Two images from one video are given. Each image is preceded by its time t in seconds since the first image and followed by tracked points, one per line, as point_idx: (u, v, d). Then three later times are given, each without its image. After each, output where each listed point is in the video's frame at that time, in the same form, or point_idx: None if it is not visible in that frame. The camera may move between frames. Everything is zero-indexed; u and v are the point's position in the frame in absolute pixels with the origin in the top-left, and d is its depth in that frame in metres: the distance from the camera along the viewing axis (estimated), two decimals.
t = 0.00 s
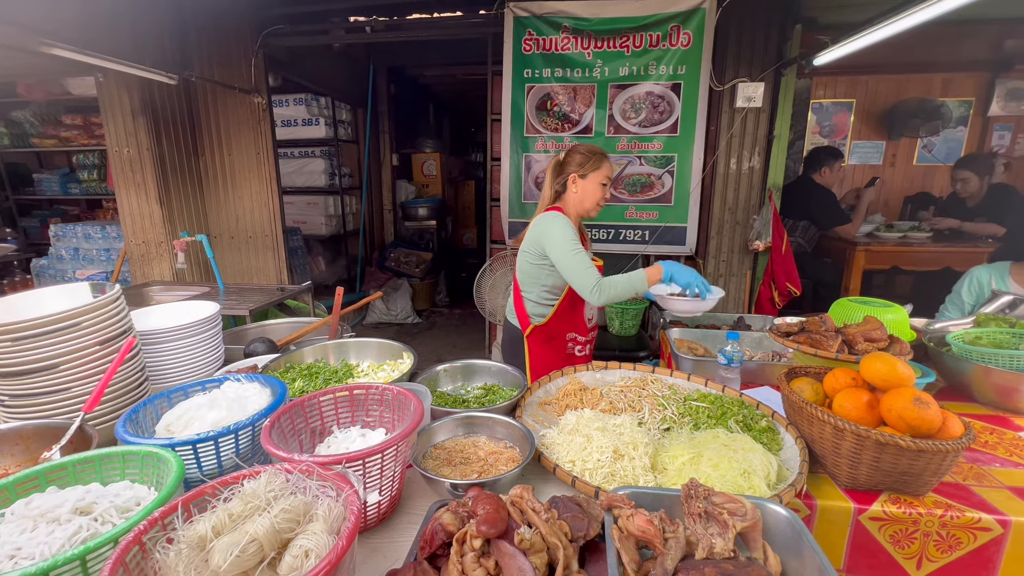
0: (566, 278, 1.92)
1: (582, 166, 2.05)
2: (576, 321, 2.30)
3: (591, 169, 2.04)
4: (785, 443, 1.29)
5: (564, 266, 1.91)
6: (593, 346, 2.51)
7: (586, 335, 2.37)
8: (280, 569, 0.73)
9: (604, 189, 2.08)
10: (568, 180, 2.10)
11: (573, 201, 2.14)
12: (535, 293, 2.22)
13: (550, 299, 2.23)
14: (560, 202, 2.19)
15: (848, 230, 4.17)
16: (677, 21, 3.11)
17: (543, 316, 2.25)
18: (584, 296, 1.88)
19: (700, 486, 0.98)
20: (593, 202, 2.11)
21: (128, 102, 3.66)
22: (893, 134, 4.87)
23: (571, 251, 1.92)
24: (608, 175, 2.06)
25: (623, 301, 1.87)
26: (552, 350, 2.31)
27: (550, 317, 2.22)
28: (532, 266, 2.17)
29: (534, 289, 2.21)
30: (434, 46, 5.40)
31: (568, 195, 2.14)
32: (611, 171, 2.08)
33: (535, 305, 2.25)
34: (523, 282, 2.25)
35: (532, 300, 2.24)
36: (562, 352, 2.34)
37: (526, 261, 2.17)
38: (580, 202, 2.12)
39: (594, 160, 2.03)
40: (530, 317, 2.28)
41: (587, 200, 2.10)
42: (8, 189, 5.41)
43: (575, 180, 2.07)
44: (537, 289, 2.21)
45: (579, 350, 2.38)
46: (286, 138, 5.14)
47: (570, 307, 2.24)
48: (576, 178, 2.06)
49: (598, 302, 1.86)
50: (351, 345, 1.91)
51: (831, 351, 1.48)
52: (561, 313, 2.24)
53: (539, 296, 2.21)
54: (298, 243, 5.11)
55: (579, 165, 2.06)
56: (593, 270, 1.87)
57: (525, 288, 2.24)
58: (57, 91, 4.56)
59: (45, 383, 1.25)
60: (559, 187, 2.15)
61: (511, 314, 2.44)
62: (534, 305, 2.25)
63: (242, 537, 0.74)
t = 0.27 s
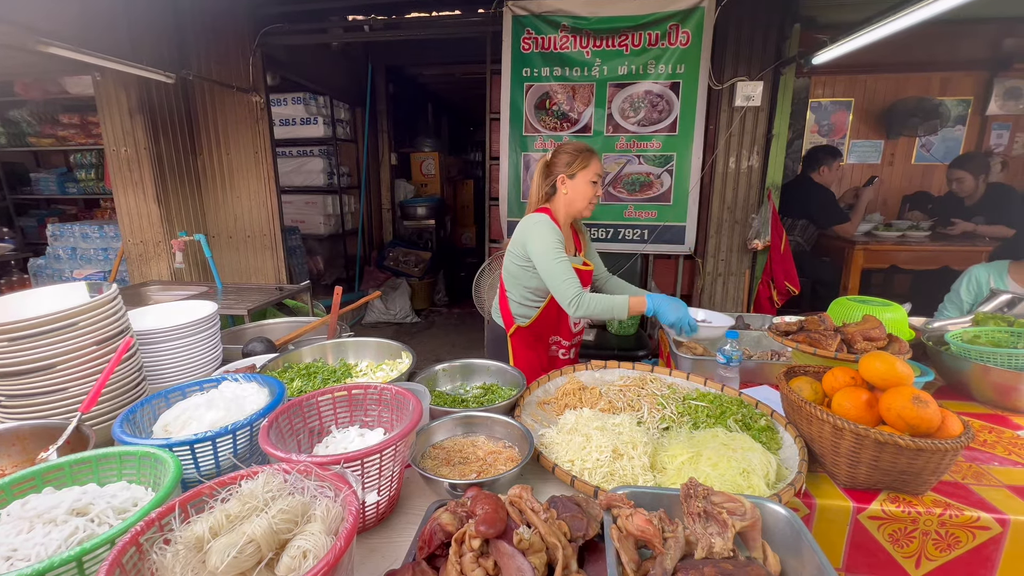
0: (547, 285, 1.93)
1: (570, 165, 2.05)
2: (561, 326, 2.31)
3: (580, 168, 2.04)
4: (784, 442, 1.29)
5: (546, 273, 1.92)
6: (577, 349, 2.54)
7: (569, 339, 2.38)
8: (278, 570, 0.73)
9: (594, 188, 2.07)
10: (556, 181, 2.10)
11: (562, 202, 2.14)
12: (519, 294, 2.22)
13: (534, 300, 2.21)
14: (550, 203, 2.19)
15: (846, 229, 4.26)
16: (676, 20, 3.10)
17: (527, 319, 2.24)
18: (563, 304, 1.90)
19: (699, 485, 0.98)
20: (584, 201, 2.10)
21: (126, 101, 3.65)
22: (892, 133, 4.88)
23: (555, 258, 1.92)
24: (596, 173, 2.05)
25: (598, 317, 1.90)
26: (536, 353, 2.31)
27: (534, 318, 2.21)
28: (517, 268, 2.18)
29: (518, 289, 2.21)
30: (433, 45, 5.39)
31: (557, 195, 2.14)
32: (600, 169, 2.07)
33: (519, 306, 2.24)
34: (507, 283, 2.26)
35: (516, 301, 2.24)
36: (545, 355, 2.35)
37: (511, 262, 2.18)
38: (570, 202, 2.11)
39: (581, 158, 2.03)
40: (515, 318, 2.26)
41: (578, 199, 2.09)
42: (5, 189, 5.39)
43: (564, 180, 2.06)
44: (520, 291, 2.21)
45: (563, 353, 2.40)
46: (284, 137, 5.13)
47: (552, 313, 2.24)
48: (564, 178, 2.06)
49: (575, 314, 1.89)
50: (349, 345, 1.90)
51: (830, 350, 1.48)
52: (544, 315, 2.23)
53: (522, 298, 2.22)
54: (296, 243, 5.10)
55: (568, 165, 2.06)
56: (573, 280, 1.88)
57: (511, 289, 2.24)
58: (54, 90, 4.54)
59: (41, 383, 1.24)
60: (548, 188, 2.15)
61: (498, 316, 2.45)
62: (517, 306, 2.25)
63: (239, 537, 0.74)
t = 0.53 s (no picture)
0: (540, 287, 1.93)
1: (558, 164, 2.05)
2: (550, 327, 2.31)
3: (569, 165, 2.04)
4: (782, 441, 1.30)
5: (539, 276, 1.92)
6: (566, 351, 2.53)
7: (557, 340, 2.38)
8: (276, 568, 0.73)
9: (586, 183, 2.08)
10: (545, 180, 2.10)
11: (552, 201, 2.14)
12: (507, 293, 2.23)
13: (520, 300, 2.22)
14: (539, 201, 2.19)
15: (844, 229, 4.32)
16: (675, 19, 3.10)
17: (514, 317, 2.25)
18: (558, 306, 1.92)
19: (698, 484, 0.98)
20: (575, 198, 2.10)
21: (124, 100, 3.65)
22: (890, 132, 4.88)
23: (546, 260, 1.92)
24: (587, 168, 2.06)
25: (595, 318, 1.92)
26: (522, 352, 2.33)
27: (520, 318, 2.22)
28: (505, 268, 2.18)
29: (506, 288, 2.22)
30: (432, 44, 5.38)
31: (547, 194, 2.14)
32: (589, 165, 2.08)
33: (507, 305, 2.25)
34: (495, 282, 2.26)
35: (504, 300, 2.25)
36: (531, 354, 2.36)
37: (498, 262, 2.18)
38: (562, 200, 2.12)
39: (570, 155, 2.02)
40: (502, 316, 2.28)
41: (570, 197, 2.09)
42: (3, 189, 5.38)
43: (554, 179, 2.06)
44: (509, 290, 2.22)
45: (550, 355, 2.39)
46: (283, 137, 5.13)
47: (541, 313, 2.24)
48: (554, 177, 2.06)
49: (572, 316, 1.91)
50: (348, 345, 1.90)
51: (828, 349, 1.48)
52: (531, 315, 2.23)
53: (511, 297, 2.23)
54: (296, 242, 5.11)
55: (556, 163, 2.05)
56: (567, 283, 1.89)
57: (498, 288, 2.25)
58: (52, 89, 4.53)
59: (39, 382, 1.24)
60: (539, 187, 2.14)
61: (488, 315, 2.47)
62: (504, 304, 2.26)
63: (237, 536, 0.74)
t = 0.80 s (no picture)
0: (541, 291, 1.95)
1: (551, 167, 2.05)
2: (549, 326, 2.31)
3: (563, 167, 2.04)
4: (780, 440, 1.30)
5: (538, 281, 1.93)
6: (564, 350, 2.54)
7: (555, 339, 2.39)
8: (274, 568, 0.73)
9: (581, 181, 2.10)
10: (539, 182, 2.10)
11: (549, 201, 2.14)
12: (506, 293, 2.23)
13: (520, 299, 2.24)
14: (534, 203, 2.18)
15: (843, 228, 4.31)
16: (674, 18, 3.10)
17: (514, 315, 2.27)
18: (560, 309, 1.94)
19: (695, 483, 0.99)
20: (572, 196, 2.11)
21: (123, 100, 3.64)
22: (889, 132, 4.89)
23: (544, 264, 1.92)
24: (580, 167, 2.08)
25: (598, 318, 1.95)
26: (520, 352, 2.32)
27: (520, 316, 2.23)
28: (504, 270, 2.18)
29: (504, 289, 2.23)
30: (431, 44, 5.38)
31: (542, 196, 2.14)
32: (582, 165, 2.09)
33: (509, 306, 2.26)
34: (495, 283, 2.26)
35: (504, 300, 2.26)
36: (531, 354, 2.36)
37: (496, 264, 2.18)
38: (558, 200, 2.12)
39: (562, 156, 2.03)
40: (502, 316, 2.28)
41: (567, 197, 2.10)
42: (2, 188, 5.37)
43: (550, 182, 2.06)
44: (509, 291, 2.22)
45: (549, 354, 2.41)
46: (282, 136, 5.12)
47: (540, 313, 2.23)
48: (548, 180, 2.06)
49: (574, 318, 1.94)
50: (346, 345, 1.90)
51: (826, 349, 1.48)
52: (531, 314, 2.24)
53: (512, 298, 2.23)
54: (295, 242, 5.11)
55: (549, 165, 2.05)
56: (566, 286, 1.90)
57: (497, 288, 2.26)
58: (51, 89, 4.52)
59: (37, 382, 1.24)
60: (535, 190, 2.13)
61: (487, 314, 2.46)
62: (505, 304, 2.26)
63: (235, 536, 0.74)
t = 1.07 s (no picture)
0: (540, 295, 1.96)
1: (562, 175, 2.05)
2: (559, 325, 2.36)
3: (573, 177, 2.06)
4: (779, 440, 1.30)
5: (537, 284, 1.95)
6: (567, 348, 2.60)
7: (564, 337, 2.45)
8: (274, 567, 0.74)
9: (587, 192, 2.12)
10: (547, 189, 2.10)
11: (554, 208, 2.14)
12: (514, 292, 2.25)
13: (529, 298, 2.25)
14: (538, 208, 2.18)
15: (842, 228, 4.31)
16: (673, 18, 3.11)
17: (527, 314, 2.28)
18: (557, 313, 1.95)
19: (694, 483, 0.99)
20: (576, 206, 2.14)
21: (122, 100, 3.64)
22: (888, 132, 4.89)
23: (544, 268, 1.93)
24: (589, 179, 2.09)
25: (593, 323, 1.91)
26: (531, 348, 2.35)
27: (532, 316, 2.26)
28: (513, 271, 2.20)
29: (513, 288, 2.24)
30: (431, 44, 5.39)
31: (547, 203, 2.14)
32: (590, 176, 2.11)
33: (518, 305, 2.27)
34: (504, 283, 2.28)
35: (514, 300, 2.27)
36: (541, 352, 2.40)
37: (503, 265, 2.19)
38: (563, 208, 2.13)
39: (574, 166, 2.04)
40: (513, 314, 2.29)
41: (572, 206, 2.12)
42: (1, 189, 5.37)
43: (558, 190, 2.07)
44: (518, 292, 2.24)
45: (558, 351, 2.46)
46: (282, 136, 5.12)
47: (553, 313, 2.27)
48: (558, 187, 2.06)
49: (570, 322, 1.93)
50: (346, 345, 1.91)
51: (825, 349, 1.49)
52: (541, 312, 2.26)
53: (520, 298, 2.25)
54: (294, 242, 5.11)
55: (559, 173, 2.06)
56: (563, 290, 1.90)
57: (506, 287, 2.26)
58: (51, 89, 4.52)
59: (38, 383, 1.24)
60: (542, 194, 2.13)
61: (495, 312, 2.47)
62: (515, 303, 2.27)
63: (235, 536, 0.74)
